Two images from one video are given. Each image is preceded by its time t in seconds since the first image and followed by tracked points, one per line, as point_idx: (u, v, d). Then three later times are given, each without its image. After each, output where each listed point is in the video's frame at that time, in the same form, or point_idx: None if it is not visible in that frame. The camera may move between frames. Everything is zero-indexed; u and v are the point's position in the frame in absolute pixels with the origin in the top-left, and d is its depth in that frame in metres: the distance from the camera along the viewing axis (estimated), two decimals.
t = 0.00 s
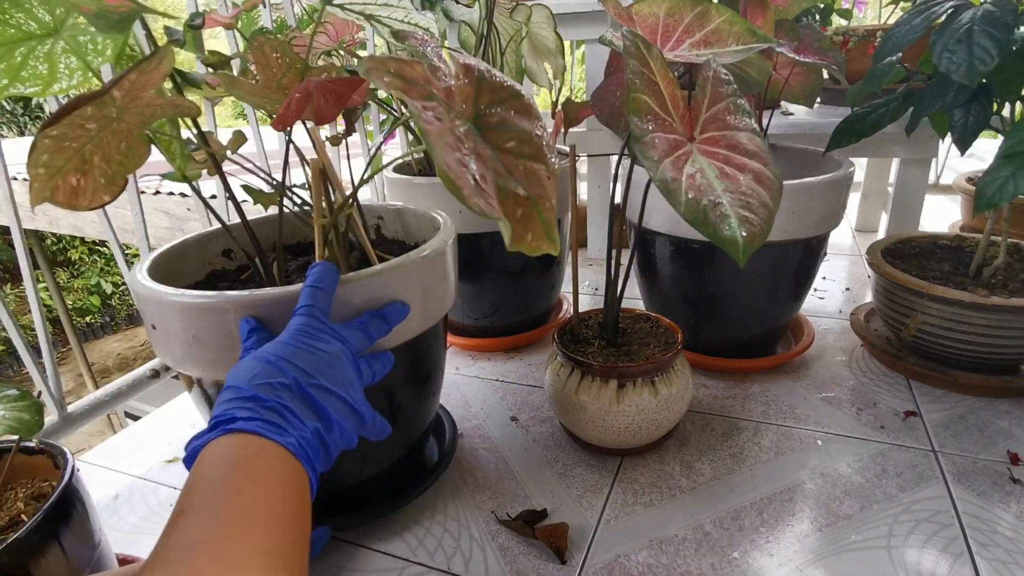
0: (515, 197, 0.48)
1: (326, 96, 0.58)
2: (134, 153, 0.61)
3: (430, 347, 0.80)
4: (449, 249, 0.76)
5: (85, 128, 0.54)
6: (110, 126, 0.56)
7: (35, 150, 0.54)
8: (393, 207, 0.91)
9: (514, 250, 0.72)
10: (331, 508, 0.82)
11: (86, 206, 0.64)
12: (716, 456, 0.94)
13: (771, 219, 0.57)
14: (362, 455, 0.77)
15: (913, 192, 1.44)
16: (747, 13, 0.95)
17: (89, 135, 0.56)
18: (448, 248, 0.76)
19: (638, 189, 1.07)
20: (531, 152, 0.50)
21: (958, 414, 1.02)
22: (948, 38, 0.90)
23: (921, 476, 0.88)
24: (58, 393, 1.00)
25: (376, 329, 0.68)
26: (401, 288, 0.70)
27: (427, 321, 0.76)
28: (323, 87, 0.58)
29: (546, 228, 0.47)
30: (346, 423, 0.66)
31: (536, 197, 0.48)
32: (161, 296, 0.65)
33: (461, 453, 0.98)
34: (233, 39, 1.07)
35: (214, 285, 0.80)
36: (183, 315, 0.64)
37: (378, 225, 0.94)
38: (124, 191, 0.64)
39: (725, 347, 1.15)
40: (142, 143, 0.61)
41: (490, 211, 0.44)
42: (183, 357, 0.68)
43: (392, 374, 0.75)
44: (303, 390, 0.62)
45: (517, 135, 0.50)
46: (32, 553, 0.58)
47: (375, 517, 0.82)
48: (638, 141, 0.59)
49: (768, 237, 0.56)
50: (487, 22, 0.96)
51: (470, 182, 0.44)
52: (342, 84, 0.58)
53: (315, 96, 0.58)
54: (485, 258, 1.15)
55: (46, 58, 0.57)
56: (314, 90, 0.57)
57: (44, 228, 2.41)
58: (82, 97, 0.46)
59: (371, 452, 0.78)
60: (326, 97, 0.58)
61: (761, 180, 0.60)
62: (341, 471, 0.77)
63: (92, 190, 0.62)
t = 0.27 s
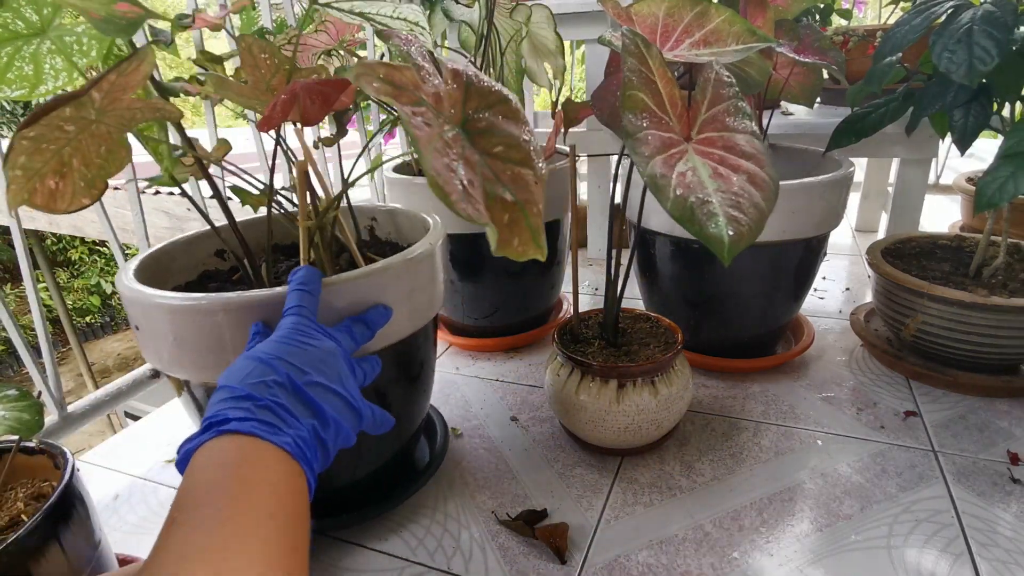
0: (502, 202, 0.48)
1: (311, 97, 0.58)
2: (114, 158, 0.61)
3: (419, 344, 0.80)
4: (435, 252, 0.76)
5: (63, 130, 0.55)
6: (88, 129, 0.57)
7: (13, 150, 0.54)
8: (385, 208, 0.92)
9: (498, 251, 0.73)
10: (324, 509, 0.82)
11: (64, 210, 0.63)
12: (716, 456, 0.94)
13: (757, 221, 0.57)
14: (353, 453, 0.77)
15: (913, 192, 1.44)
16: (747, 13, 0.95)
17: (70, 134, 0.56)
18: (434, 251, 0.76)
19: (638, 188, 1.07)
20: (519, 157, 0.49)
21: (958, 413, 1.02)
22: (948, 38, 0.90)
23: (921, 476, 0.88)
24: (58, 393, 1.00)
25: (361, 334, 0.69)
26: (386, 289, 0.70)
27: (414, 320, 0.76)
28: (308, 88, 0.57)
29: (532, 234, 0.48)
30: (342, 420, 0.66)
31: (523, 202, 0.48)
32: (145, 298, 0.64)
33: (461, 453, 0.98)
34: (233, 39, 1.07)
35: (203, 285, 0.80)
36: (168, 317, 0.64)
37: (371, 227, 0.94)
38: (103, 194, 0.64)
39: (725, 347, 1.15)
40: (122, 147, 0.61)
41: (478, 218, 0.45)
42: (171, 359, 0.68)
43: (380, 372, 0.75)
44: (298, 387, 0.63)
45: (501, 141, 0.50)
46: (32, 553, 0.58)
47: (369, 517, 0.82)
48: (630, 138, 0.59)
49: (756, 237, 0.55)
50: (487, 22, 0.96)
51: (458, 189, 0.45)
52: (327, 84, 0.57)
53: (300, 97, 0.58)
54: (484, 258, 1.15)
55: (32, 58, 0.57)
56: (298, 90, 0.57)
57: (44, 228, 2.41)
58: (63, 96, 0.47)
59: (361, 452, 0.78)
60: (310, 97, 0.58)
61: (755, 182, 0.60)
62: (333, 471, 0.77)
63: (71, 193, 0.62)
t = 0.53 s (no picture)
0: (419, 216, 0.49)
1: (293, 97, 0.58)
2: (108, 152, 0.61)
3: (403, 338, 0.81)
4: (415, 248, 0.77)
5: (48, 131, 0.54)
6: (77, 129, 0.57)
7: None
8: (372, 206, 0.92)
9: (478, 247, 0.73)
10: (307, 499, 0.83)
11: (56, 203, 0.63)
12: (717, 456, 0.94)
13: (765, 219, 0.57)
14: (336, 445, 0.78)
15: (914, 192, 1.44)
16: (747, 13, 0.95)
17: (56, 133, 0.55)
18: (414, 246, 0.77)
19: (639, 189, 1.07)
20: (451, 170, 0.49)
21: (960, 414, 1.01)
22: (949, 37, 0.90)
23: (923, 477, 0.88)
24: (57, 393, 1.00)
25: (335, 330, 0.69)
26: (367, 283, 0.70)
27: (397, 314, 0.77)
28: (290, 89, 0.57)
29: (454, 249, 0.49)
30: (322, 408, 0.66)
31: (445, 216, 0.49)
32: (136, 292, 0.64)
33: (460, 454, 0.98)
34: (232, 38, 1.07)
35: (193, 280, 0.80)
36: (157, 310, 0.64)
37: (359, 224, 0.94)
38: (95, 187, 0.63)
39: (726, 347, 1.15)
40: (115, 141, 0.61)
41: (373, 229, 0.48)
42: (157, 353, 0.67)
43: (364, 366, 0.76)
44: (276, 376, 0.62)
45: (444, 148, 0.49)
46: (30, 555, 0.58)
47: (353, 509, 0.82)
48: (637, 140, 0.58)
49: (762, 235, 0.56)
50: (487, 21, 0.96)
51: (361, 197, 0.47)
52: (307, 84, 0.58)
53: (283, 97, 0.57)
54: (484, 258, 1.15)
55: (36, 55, 0.57)
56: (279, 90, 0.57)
57: (44, 228, 2.41)
58: (43, 97, 0.47)
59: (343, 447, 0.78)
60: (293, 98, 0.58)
61: (760, 180, 0.60)
62: (316, 462, 0.78)
63: (62, 186, 0.62)
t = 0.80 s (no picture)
0: (497, 187, 0.54)
1: (289, 97, 0.58)
2: (98, 156, 0.61)
3: (395, 335, 0.81)
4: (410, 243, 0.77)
5: (54, 131, 0.55)
6: (75, 130, 0.56)
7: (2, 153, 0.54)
8: (359, 205, 0.92)
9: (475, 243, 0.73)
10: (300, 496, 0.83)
11: (54, 208, 0.63)
12: (717, 456, 0.94)
13: (764, 219, 0.57)
14: (328, 443, 0.78)
15: (914, 192, 1.44)
16: (747, 13, 0.95)
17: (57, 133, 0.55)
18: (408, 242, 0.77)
19: (638, 189, 1.07)
20: (501, 144, 0.56)
21: (960, 414, 1.01)
22: (949, 37, 0.90)
23: (923, 477, 0.88)
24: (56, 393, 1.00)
25: (346, 320, 0.70)
26: (363, 281, 0.71)
27: (390, 311, 0.77)
28: (286, 89, 0.57)
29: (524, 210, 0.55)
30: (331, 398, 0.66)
31: (510, 184, 0.55)
32: (132, 290, 0.64)
33: (460, 454, 0.98)
34: (231, 38, 1.07)
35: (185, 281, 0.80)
36: (152, 309, 0.64)
37: (345, 223, 0.95)
38: (91, 192, 0.64)
39: (726, 347, 1.14)
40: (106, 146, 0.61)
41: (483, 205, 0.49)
42: (151, 351, 0.67)
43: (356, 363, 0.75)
44: (287, 367, 0.62)
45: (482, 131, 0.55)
46: (29, 556, 0.58)
47: (346, 506, 0.83)
48: (636, 139, 0.58)
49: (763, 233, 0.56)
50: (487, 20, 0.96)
51: (467, 182, 0.48)
52: (302, 83, 0.58)
53: (279, 97, 0.58)
54: (483, 258, 1.14)
55: (17, 51, 0.56)
56: (275, 90, 0.57)
57: (43, 228, 2.41)
58: (46, 103, 0.47)
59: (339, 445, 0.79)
60: (289, 97, 0.58)
61: (760, 180, 0.60)
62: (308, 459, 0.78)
63: (58, 191, 0.62)
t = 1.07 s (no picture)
0: (468, 195, 0.51)
1: (290, 95, 0.58)
2: (101, 151, 0.61)
3: (394, 334, 0.80)
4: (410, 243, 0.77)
5: (51, 134, 0.55)
6: (74, 130, 0.57)
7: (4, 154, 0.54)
8: (359, 205, 0.92)
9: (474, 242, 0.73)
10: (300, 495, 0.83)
11: (57, 205, 0.63)
12: (717, 456, 0.94)
13: (762, 220, 0.57)
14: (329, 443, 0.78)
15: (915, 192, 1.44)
16: (747, 13, 0.95)
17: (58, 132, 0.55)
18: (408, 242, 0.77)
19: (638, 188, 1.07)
20: (486, 156, 0.54)
21: (960, 414, 1.01)
22: (949, 37, 0.90)
23: (923, 477, 0.88)
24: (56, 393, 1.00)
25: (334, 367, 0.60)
26: (363, 281, 0.70)
27: (390, 311, 0.76)
28: (288, 87, 0.57)
29: (496, 227, 0.51)
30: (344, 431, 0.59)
31: (487, 196, 0.52)
32: (130, 290, 0.64)
33: (460, 454, 0.98)
34: (231, 38, 1.07)
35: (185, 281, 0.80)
36: (150, 308, 0.64)
37: (345, 223, 0.95)
38: (94, 187, 0.63)
39: (726, 347, 1.14)
40: (109, 140, 0.61)
41: (440, 202, 0.48)
42: (148, 350, 0.67)
43: (356, 362, 0.75)
44: (268, 410, 0.47)
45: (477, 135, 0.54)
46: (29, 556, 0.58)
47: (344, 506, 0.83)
48: (635, 140, 0.58)
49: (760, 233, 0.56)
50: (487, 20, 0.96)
51: (424, 175, 0.48)
52: (302, 82, 0.57)
53: (280, 96, 0.57)
54: (483, 257, 1.14)
55: (17, 52, 0.56)
56: (276, 88, 0.57)
57: (43, 228, 2.40)
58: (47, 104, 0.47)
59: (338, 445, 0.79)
60: (290, 96, 0.58)
61: (758, 181, 0.60)
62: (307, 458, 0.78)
63: (62, 188, 0.62)
